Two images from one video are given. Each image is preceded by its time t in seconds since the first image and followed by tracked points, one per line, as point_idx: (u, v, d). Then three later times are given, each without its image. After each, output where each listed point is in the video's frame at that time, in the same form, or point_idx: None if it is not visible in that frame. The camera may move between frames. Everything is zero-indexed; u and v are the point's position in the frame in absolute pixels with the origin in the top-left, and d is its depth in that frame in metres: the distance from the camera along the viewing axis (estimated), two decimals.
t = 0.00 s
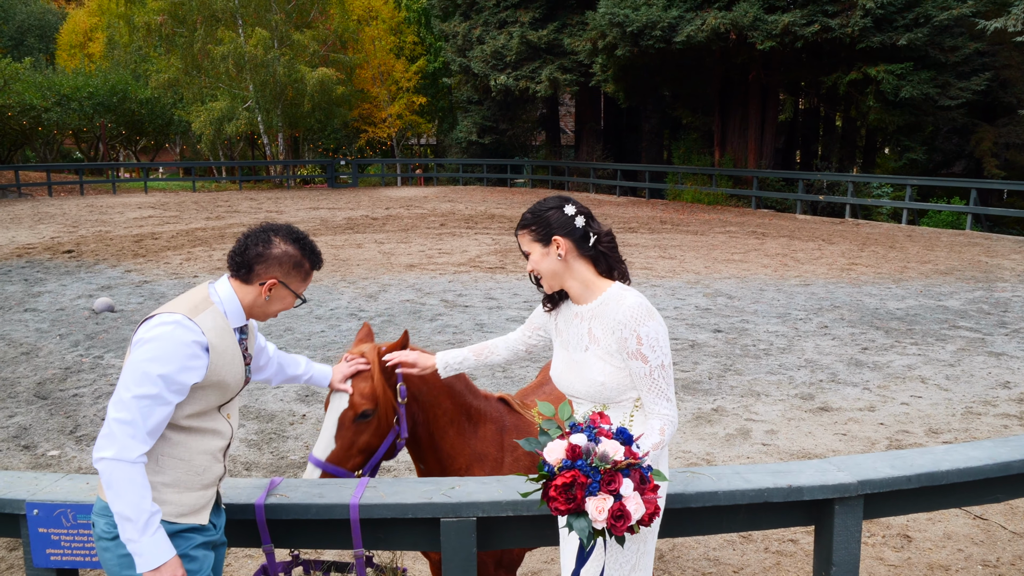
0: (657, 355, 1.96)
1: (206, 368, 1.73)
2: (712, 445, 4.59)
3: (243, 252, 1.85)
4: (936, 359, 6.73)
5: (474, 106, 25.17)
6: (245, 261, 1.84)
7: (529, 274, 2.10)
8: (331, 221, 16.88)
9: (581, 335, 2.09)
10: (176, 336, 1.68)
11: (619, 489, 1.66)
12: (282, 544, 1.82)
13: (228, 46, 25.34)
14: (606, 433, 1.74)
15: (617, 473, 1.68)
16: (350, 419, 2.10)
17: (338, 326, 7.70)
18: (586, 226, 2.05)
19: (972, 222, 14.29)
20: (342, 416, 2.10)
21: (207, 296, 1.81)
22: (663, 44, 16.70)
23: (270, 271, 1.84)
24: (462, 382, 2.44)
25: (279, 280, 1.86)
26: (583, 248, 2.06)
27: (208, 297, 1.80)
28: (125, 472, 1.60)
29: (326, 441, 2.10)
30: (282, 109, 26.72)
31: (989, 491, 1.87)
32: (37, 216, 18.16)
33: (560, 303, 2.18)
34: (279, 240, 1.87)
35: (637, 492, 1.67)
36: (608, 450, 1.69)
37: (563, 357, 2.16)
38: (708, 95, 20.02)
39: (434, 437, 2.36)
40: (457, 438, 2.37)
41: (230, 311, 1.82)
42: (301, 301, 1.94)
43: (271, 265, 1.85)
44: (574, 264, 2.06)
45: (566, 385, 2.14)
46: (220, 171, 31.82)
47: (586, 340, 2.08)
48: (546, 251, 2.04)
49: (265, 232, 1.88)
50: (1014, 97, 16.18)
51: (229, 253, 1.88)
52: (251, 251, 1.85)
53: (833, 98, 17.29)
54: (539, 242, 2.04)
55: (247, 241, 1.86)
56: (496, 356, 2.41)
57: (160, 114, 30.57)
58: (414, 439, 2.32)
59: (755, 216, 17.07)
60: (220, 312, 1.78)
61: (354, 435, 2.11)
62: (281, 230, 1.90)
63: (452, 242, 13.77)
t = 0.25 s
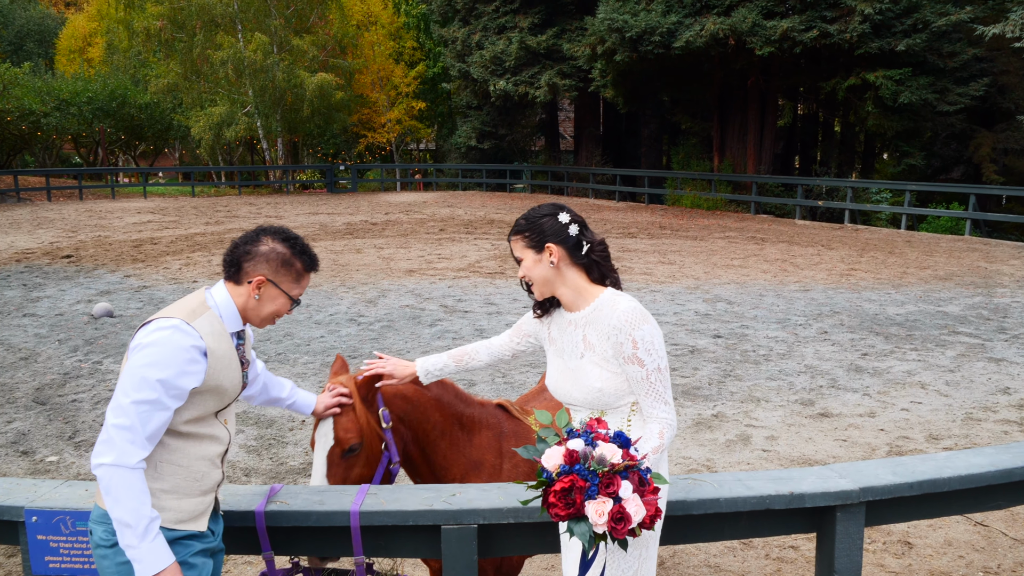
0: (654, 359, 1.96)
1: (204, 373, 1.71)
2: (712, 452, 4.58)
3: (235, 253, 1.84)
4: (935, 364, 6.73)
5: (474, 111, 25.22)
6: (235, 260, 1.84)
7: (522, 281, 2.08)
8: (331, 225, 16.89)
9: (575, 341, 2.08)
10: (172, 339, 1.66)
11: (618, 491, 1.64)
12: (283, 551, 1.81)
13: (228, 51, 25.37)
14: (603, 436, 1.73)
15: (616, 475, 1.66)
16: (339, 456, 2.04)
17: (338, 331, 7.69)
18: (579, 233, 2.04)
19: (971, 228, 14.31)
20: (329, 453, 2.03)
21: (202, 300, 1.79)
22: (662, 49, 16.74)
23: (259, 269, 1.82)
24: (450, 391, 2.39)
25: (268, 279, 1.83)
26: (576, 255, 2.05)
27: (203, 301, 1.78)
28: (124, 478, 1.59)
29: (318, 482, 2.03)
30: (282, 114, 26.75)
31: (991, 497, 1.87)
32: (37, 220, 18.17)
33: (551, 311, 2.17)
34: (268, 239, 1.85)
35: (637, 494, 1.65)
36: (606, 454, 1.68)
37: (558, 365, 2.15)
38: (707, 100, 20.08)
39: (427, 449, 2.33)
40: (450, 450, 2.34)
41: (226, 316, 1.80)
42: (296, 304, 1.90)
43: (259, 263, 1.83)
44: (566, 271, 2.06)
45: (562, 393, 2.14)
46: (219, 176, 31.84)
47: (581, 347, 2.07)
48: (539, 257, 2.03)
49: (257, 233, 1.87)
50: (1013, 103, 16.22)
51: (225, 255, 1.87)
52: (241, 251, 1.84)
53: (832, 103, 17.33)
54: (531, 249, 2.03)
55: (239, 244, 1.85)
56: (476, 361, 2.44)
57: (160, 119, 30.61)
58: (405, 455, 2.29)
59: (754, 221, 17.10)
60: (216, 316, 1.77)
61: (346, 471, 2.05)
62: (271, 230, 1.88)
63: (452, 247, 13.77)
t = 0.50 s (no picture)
0: (653, 364, 1.95)
1: (196, 376, 1.70)
2: (713, 458, 4.56)
3: (233, 256, 1.81)
4: (937, 370, 6.72)
5: (474, 117, 25.26)
6: (231, 264, 1.80)
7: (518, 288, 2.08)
8: (331, 231, 16.90)
9: (574, 348, 2.08)
10: (163, 342, 1.64)
11: (621, 500, 1.63)
12: (285, 559, 1.80)
13: (229, 57, 25.41)
14: (604, 444, 1.72)
15: (618, 484, 1.65)
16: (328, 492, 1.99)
17: (338, 336, 7.68)
18: (576, 239, 2.04)
19: (971, 234, 14.31)
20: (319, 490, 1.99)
21: (194, 303, 1.77)
22: (663, 55, 16.77)
23: (254, 276, 1.79)
24: (439, 407, 2.41)
25: (262, 287, 1.80)
26: (573, 261, 2.05)
27: (194, 304, 1.77)
28: (118, 483, 1.58)
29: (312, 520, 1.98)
30: (282, 119, 26.80)
31: (996, 504, 1.86)
32: (37, 226, 18.17)
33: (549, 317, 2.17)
34: (268, 246, 1.82)
35: (639, 502, 1.64)
36: (608, 462, 1.68)
37: (556, 373, 2.14)
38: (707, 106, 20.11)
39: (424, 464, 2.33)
40: (447, 462, 2.34)
41: (218, 319, 1.78)
42: (288, 313, 1.87)
43: (256, 271, 1.80)
44: (563, 277, 2.05)
45: (561, 400, 2.13)
46: (219, 182, 31.88)
47: (580, 353, 2.06)
48: (536, 263, 2.02)
49: (257, 239, 1.84)
50: (1013, 108, 16.24)
51: (223, 259, 1.85)
52: (240, 255, 1.81)
53: (832, 109, 17.36)
54: (528, 255, 2.03)
55: (238, 247, 1.83)
56: (469, 368, 2.42)
57: (160, 125, 30.67)
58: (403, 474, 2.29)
59: (755, 227, 17.10)
60: (207, 318, 1.75)
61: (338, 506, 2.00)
62: (273, 236, 1.85)
63: (452, 253, 13.78)
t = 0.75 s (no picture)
0: (657, 369, 1.94)
1: (196, 383, 1.68)
2: (717, 464, 4.54)
3: (242, 270, 1.79)
4: (941, 376, 6.69)
5: (477, 122, 25.31)
6: (240, 277, 1.78)
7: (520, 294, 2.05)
8: (334, 236, 16.92)
9: (576, 354, 2.06)
10: (164, 350, 1.62)
11: (626, 507, 1.62)
12: (286, 565, 1.78)
13: (233, 62, 25.49)
14: (609, 450, 1.71)
15: (624, 491, 1.64)
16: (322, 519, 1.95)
17: (341, 342, 7.69)
18: (578, 243, 2.02)
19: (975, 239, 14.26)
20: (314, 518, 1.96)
21: (195, 309, 1.75)
22: (665, 60, 16.79)
23: (259, 294, 1.76)
24: (434, 419, 2.37)
25: (265, 305, 1.77)
26: (575, 266, 2.03)
27: (195, 310, 1.75)
28: (115, 489, 1.55)
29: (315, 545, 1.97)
30: (285, 125, 26.88)
31: (1004, 511, 1.84)
32: (41, 231, 18.22)
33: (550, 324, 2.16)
34: (279, 266, 1.79)
35: (645, 509, 1.63)
36: (613, 468, 1.66)
37: (558, 378, 2.12)
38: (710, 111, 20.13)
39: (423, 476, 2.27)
40: (445, 473, 2.29)
41: (218, 326, 1.76)
42: (287, 332, 1.84)
43: (261, 288, 1.77)
44: (566, 282, 2.03)
45: (564, 407, 2.11)
46: (222, 187, 31.97)
47: (583, 359, 2.05)
48: (538, 268, 2.00)
49: (268, 255, 1.82)
50: (1016, 114, 16.23)
51: (230, 269, 1.84)
52: (249, 271, 1.78)
53: (835, 114, 17.35)
54: (530, 260, 2.00)
55: (246, 261, 1.80)
56: (473, 378, 2.40)
57: (164, 130, 30.79)
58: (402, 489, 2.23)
59: (758, 232, 17.09)
60: (207, 325, 1.73)
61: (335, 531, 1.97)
62: (285, 255, 1.82)
63: (455, 258, 13.77)
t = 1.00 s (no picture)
0: (662, 373, 1.93)
1: (194, 389, 1.66)
2: (720, 469, 4.52)
3: (243, 277, 1.77)
4: (945, 381, 6.66)
5: (479, 127, 25.34)
6: (240, 285, 1.76)
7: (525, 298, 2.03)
8: (336, 240, 16.94)
9: (581, 358, 2.05)
10: (162, 353, 1.61)
11: (628, 515, 1.60)
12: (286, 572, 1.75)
13: (235, 67, 25.55)
14: (611, 457, 1.69)
15: (626, 498, 1.62)
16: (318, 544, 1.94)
17: (343, 346, 7.68)
18: (583, 247, 2.00)
19: (978, 244, 14.23)
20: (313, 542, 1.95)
21: (194, 313, 1.74)
22: (668, 65, 16.80)
23: (260, 303, 1.75)
24: (430, 429, 2.33)
25: (266, 313, 1.75)
26: (580, 270, 2.00)
27: (194, 314, 1.73)
28: (113, 495, 1.54)
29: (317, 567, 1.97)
30: (288, 129, 26.93)
31: (1012, 518, 1.82)
32: (44, 235, 18.26)
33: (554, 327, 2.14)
34: (281, 274, 1.78)
35: (648, 517, 1.61)
36: (615, 475, 1.64)
37: (563, 383, 2.11)
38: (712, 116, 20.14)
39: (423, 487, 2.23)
40: (443, 483, 2.25)
41: (216, 331, 1.74)
42: (287, 340, 1.83)
43: (263, 297, 1.75)
44: (571, 286, 2.01)
45: (569, 412, 2.10)
46: (225, 192, 32.03)
47: (587, 363, 2.03)
48: (543, 273, 1.98)
49: (270, 263, 1.80)
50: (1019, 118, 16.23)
51: (231, 275, 1.82)
52: (249, 279, 1.77)
53: (837, 119, 17.35)
54: (535, 264, 1.98)
55: (248, 269, 1.78)
56: (479, 389, 2.35)
57: (167, 135, 30.89)
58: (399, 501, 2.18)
59: (760, 237, 17.08)
60: (206, 329, 1.71)
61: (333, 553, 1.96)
62: (287, 263, 1.81)
63: (457, 263, 13.77)
